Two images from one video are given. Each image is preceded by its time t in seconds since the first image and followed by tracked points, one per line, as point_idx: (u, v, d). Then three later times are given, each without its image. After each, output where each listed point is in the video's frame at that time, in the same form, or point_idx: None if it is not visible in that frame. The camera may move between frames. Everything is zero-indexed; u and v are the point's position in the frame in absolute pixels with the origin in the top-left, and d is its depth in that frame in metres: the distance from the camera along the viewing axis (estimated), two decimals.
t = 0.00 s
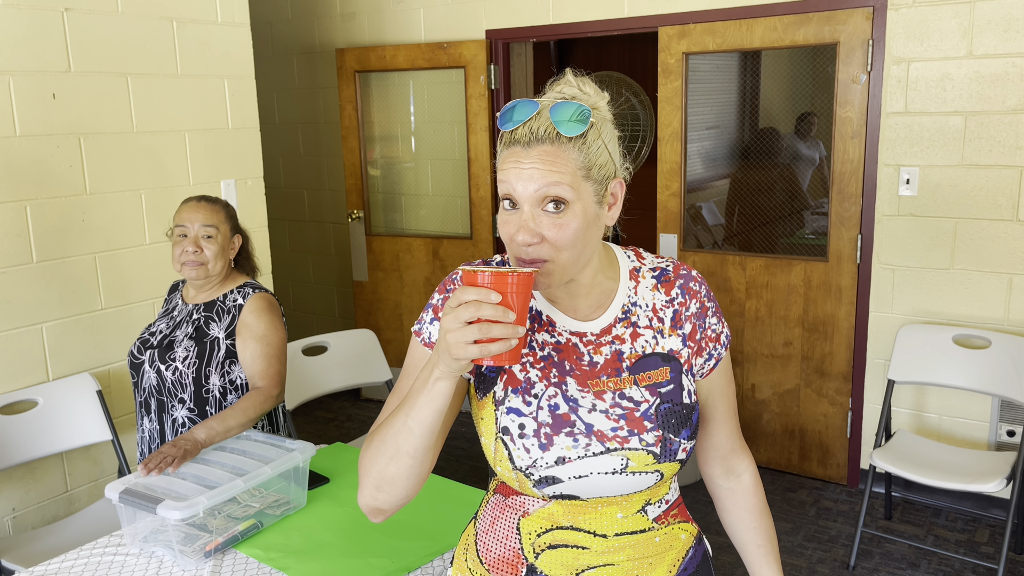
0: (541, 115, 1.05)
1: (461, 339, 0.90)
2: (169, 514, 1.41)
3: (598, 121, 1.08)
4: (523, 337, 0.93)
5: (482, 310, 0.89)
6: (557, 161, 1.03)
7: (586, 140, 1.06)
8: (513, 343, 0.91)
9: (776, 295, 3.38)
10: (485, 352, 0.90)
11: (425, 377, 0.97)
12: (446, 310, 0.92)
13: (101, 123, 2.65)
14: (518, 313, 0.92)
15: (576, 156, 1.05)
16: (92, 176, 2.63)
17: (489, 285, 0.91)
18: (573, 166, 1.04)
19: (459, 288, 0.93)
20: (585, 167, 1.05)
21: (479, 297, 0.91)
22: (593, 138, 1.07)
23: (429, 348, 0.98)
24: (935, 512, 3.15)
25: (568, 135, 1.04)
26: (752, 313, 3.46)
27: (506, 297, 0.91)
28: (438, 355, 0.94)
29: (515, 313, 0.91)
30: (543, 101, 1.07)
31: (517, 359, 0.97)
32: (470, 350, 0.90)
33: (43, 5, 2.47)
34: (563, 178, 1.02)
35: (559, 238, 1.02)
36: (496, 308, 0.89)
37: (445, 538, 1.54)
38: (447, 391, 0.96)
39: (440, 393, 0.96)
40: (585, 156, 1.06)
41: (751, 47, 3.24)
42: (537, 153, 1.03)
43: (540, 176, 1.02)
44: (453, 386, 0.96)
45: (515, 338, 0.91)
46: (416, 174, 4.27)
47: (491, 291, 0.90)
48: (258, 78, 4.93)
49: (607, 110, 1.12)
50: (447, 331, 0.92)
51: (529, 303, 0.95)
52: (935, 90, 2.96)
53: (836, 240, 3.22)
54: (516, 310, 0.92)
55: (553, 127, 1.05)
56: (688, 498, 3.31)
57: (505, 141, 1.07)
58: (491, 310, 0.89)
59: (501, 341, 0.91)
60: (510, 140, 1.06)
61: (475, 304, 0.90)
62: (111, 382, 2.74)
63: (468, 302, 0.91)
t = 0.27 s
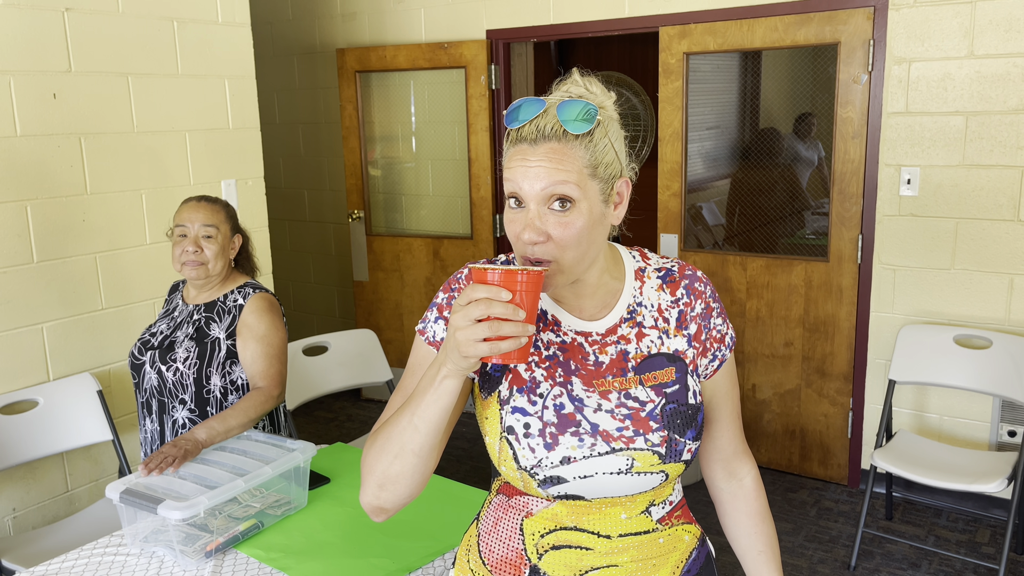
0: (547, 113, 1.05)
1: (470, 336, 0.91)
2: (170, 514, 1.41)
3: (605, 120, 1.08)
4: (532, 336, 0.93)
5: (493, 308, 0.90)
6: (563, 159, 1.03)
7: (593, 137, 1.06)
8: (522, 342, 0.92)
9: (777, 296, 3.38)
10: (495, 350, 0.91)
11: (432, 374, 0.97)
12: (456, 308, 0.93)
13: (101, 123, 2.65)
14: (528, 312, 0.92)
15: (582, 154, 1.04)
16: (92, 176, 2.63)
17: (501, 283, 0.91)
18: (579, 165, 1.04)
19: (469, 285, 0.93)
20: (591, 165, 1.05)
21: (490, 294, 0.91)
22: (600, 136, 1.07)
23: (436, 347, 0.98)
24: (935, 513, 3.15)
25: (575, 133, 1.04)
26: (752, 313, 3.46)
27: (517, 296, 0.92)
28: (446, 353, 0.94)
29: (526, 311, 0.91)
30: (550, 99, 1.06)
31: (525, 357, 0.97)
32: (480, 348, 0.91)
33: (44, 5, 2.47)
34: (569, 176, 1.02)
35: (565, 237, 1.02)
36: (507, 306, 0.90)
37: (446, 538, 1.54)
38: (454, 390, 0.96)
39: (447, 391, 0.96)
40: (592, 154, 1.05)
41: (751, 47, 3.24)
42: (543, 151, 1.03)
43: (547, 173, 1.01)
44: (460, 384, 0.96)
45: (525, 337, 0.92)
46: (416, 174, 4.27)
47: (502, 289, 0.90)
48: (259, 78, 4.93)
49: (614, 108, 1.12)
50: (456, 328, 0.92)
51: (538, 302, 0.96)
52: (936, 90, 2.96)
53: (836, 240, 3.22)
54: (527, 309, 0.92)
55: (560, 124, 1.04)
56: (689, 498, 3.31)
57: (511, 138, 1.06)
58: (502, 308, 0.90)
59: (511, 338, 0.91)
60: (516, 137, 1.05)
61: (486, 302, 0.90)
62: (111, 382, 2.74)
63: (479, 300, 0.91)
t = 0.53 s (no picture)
0: (551, 113, 1.05)
1: (477, 335, 0.90)
2: (170, 515, 1.40)
3: (608, 120, 1.08)
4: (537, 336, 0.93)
5: (501, 307, 0.90)
6: (567, 159, 1.02)
7: (597, 138, 1.05)
8: (528, 342, 0.92)
9: (777, 296, 3.38)
10: (501, 350, 0.91)
11: (436, 375, 0.97)
12: (462, 307, 0.92)
13: (101, 123, 2.65)
14: (535, 312, 0.92)
15: (586, 154, 1.04)
16: (92, 176, 2.63)
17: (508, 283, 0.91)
18: (583, 165, 1.03)
19: (476, 285, 0.93)
20: (595, 166, 1.05)
21: (497, 294, 0.91)
22: (603, 136, 1.06)
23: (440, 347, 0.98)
24: (936, 513, 3.15)
25: (578, 133, 1.04)
26: (753, 313, 3.45)
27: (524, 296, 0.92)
28: (451, 352, 0.94)
29: (533, 312, 0.91)
30: (553, 99, 1.06)
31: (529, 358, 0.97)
32: (486, 347, 0.90)
33: (44, 5, 2.47)
34: (573, 177, 1.02)
35: (568, 239, 1.02)
36: (515, 306, 0.90)
37: (446, 539, 1.53)
38: (458, 390, 0.96)
39: (451, 392, 0.96)
40: (595, 154, 1.05)
41: (751, 47, 3.24)
42: (547, 150, 1.02)
43: (550, 175, 1.01)
44: (464, 385, 0.96)
45: (531, 337, 0.92)
46: (416, 175, 4.27)
47: (510, 289, 0.90)
48: (259, 78, 4.93)
49: (617, 108, 1.12)
50: (462, 327, 0.92)
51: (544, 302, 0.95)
52: (937, 90, 2.95)
53: (837, 240, 3.22)
54: (533, 309, 0.92)
55: (564, 124, 1.04)
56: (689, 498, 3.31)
57: (514, 138, 1.06)
58: (509, 308, 0.90)
59: (518, 338, 0.91)
60: (519, 137, 1.05)
61: (494, 301, 0.90)
62: (111, 382, 2.74)
63: (486, 299, 0.91)
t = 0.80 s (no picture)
0: (549, 116, 1.05)
1: (479, 333, 0.90)
2: (171, 515, 1.40)
3: (607, 122, 1.08)
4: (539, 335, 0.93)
5: (504, 305, 0.90)
6: (566, 163, 1.02)
7: (596, 140, 1.05)
8: (530, 340, 0.92)
9: (777, 296, 3.38)
10: (502, 348, 0.91)
11: (437, 373, 0.97)
12: (464, 305, 0.92)
13: (102, 124, 2.65)
14: (537, 311, 0.92)
15: (585, 157, 1.04)
16: (92, 177, 2.63)
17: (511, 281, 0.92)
18: (582, 169, 1.03)
19: (479, 282, 0.93)
20: (594, 169, 1.05)
21: (500, 291, 0.91)
22: (602, 138, 1.07)
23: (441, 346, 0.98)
24: (936, 513, 3.15)
25: (576, 136, 1.04)
26: (752, 314, 3.46)
27: (526, 294, 0.92)
28: (453, 351, 0.94)
29: (535, 310, 0.91)
30: (552, 101, 1.06)
31: (530, 357, 0.97)
32: (488, 345, 0.90)
33: (44, 5, 2.47)
34: (572, 181, 1.02)
35: (568, 242, 1.03)
36: (517, 304, 0.90)
37: (447, 539, 1.53)
38: (458, 388, 0.96)
39: (451, 391, 0.96)
40: (594, 157, 1.05)
41: (751, 47, 3.24)
42: (546, 154, 1.02)
43: (549, 179, 1.01)
44: (465, 384, 0.96)
45: (533, 336, 0.92)
46: (416, 175, 4.27)
47: (513, 287, 0.91)
48: (259, 79, 4.92)
49: (616, 109, 1.12)
50: (464, 325, 0.92)
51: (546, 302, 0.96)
52: (936, 91, 2.96)
53: (837, 241, 3.22)
54: (535, 308, 0.92)
55: (562, 127, 1.04)
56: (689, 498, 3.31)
57: (512, 141, 1.06)
58: (512, 305, 0.90)
59: (519, 336, 0.91)
60: (517, 140, 1.05)
61: (496, 299, 0.90)
62: (111, 383, 2.74)
63: (489, 296, 0.91)
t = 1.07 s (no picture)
0: (546, 118, 1.05)
1: (478, 328, 0.90)
2: (171, 516, 1.40)
3: (604, 123, 1.08)
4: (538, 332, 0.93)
5: (503, 301, 0.90)
6: (562, 166, 1.02)
7: (592, 142, 1.05)
8: (528, 337, 0.92)
9: (777, 296, 3.38)
10: (500, 343, 0.91)
11: (434, 370, 0.97)
12: (464, 300, 0.93)
13: (102, 125, 2.65)
14: (537, 308, 0.92)
15: (582, 160, 1.04)
16: (92, 177, 2.63)
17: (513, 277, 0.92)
18: (578, 171, 1.03)
19: (479, 277, 0.93)
20: (591, 171, 1.04)
21: (501, 287, 0.91)
22: (599, 139, 1.06)
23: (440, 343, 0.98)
24: (936, 513, 3.15)
25: (573, 139, 1.03)
26: (753, 314, 3.46)
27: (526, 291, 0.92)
28: (450, 347, 0.94)
29: (535, 307, 0.91)
30: (549, 103, 1.06)
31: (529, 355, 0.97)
32: (486, 340, 0.90)
33: (45, 6, 2.47)
34: (568, 184, 1.01)
35: (566, 245, 1.03)
36: (517, 299, 0.90)
37: (447, 540, 1.53)
38: (455, 385, 0.96)
39: (448, 387, 0.95)
40: (591, 158, 1.05)
41: (751, 47, 3.24)
42: (542, 157, 1.02)
43: (545, 183, 1.01)
44: (462, 381, 0.96)
45: (532, 333, 0.92)
46: (416, 175, 4.27)
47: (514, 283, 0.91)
48: (258, 79, 4.92)
49: (614, 109, 1.12)
50: (463, 320, 0.92)
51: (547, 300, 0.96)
52: (936, 91, 2.96)
53: (837, 241, 3.22)
54: (535, 305, 0.92)
55: (558, 129, 1.03)
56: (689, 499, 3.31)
57: (509, 144, 1.05)
58: (511, 301, 0.90)
59: (518, 333, 0.91)
60: (513, 143, 1.05)
61: (496, 294, 0.90)
62: (111, 383, 2.73)
63: (489, 292, 0.91)
